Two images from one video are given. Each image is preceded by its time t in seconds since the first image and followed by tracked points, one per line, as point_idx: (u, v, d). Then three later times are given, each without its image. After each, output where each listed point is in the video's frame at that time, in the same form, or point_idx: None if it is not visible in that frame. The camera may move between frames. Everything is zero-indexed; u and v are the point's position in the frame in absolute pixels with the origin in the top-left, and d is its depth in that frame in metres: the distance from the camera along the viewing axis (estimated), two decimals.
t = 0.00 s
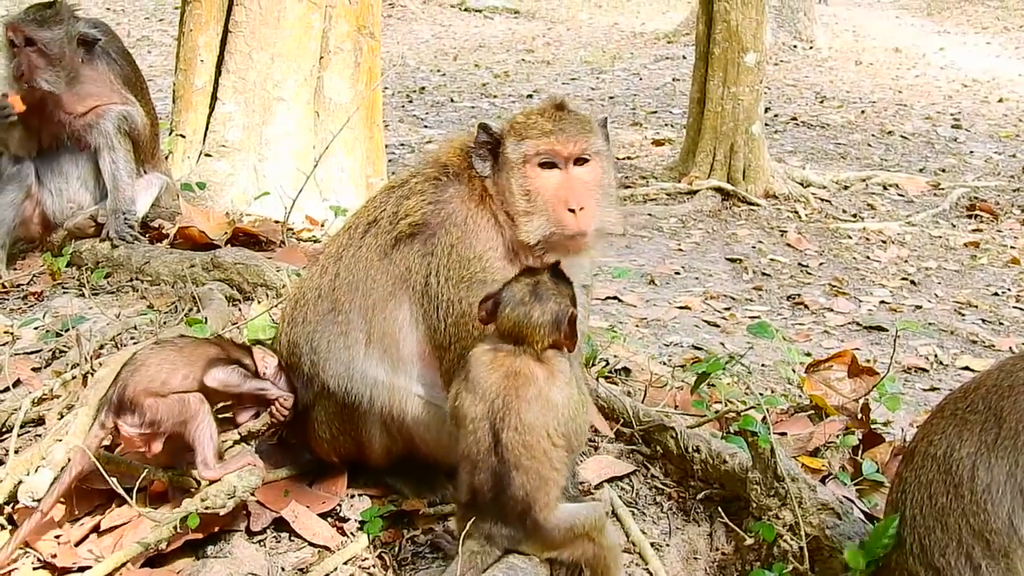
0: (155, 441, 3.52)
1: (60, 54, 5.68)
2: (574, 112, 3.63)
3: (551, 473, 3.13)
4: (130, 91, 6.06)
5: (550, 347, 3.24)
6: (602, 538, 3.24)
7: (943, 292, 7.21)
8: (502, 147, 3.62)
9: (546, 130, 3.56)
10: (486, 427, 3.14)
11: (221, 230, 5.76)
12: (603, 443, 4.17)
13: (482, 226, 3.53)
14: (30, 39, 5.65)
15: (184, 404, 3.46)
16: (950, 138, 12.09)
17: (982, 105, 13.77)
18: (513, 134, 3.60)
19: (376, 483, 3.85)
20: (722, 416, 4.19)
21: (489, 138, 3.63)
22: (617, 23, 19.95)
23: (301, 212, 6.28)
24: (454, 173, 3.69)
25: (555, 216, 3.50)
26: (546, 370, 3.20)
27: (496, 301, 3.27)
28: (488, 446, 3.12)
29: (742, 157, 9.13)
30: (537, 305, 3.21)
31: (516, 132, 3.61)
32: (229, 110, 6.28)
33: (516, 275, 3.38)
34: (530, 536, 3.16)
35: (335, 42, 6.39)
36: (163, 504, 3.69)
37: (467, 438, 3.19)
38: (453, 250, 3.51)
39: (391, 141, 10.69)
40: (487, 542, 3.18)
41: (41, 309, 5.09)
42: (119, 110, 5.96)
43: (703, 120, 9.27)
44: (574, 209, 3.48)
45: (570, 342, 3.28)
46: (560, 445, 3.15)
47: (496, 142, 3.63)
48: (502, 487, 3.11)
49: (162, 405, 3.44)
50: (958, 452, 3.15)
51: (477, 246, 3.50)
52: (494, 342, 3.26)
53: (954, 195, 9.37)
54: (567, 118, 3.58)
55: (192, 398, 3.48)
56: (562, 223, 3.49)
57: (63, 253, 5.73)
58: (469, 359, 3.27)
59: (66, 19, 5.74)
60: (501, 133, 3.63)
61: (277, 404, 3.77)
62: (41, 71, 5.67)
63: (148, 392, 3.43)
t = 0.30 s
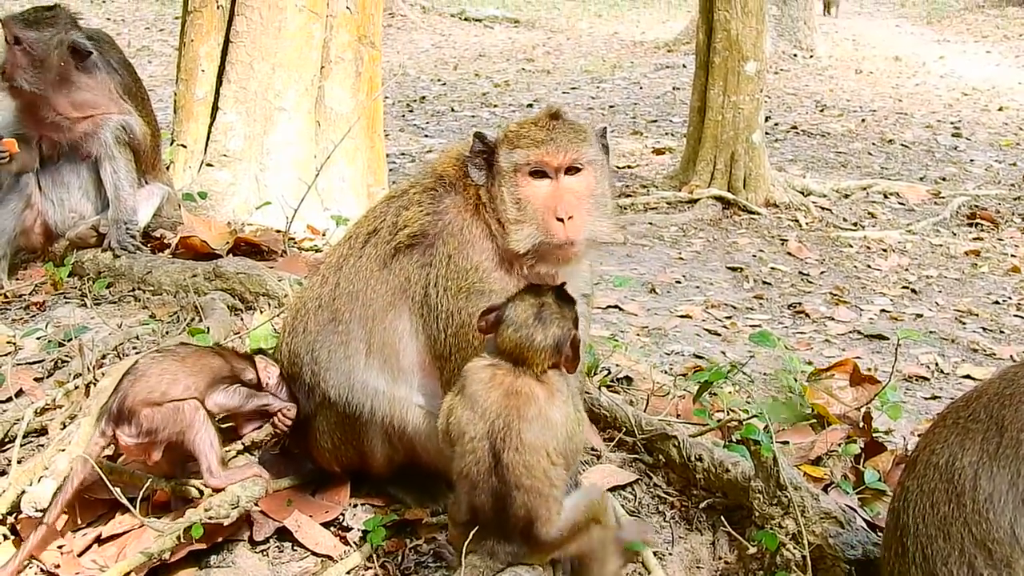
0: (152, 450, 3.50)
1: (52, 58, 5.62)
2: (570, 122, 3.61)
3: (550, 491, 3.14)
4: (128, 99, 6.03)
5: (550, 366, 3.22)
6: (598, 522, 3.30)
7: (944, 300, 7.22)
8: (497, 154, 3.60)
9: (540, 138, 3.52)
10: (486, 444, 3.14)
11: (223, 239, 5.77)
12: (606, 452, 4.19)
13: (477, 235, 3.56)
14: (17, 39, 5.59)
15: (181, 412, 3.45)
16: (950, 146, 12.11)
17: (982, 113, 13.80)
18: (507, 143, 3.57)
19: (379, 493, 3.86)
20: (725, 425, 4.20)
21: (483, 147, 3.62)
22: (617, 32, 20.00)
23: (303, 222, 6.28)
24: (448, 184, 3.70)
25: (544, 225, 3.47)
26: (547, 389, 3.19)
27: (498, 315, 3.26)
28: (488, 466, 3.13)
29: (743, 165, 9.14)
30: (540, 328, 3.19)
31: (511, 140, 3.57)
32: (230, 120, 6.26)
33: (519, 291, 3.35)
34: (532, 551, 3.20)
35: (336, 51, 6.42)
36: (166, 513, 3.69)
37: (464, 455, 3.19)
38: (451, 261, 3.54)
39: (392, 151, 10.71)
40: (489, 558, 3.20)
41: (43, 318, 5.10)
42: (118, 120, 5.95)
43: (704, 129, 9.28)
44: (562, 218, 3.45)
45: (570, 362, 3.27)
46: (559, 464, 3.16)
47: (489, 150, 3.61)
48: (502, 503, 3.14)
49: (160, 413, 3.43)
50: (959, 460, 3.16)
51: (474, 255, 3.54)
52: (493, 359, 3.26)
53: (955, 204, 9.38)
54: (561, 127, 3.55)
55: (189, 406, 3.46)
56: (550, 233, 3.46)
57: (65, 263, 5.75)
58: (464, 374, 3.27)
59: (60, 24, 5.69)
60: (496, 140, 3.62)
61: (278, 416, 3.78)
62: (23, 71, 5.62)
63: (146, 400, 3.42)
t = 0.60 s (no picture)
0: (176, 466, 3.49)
1: (44, 61, 5.56)
2: (550, 126, 3.62)
3: (543, 503, 3.13)
4: (126, 105, 5.99)
5: (569, 382, 3.21)
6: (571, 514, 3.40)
7: (944, 304, 7.21)
8: (477, 157, 3.60)
9: (513, 140, 3.52)
10: (486, 449, 3.15)
11: (221, 245, 5.80)
12: (605, 458, 4.18)
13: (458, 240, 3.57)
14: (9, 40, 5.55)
15: (204, 423, 3.45)
16: (950, 150, 12.11)
17: (982, 117, 13.81)
18: (486, 145, 3.56)
19: (378, 499, 3.85)
20: (724, 431, 4.19)
21: (464, 150, 3.62)
22: (616, 36, 20.02)
23: (303, 227, 6.27)
24: (439, 192, 3.72)
25: (510, 228, 3.46)
26: (556, 402, 3.18)
27: (523, 326, 3.27)
28: (482, 470, 3.15)
29: (743, 169, 9.15)
30: (564, 341, 3.18)
31: (489, 142, 3.57)
32: (230, 125, 6.28)
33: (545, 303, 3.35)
34: (525, 557, 3.22)
35: (336, 57, 6.42)
36: (166, 522, 3.70)
37: (463, 454, 3.20)
38: (439, 269, 3.57)
39: (392, 155, 10.71)
40: (483, 564, 3.22)
41: (42, 325, 5.11)
42: (114, 125, 5.91)
43: (704, 133, 9.28)
44: (526, 221, 3.44)
45: (591, 377, 3.25)
46: (555, 478, 3.14)
47: (471, 154, 3.62)
48: (491, 507, 3.15)
49: (181, 427, 3.41)
50: (958, 467, 3.16)
51: (465, 263, 3.54)
52: (513, 365, 3.25)
53: (955, 207, 9.38)
54: (536, 131, 3.56)
55: (210, 417, 3.46)
56: (513, 234, 3.45)
57: (64, 269, 5.74)
58: (483, 374, 3.27)
59: (54, 30, 5.65)
60: (478, 144, 3.62)
61: (282, 428, 3.74)
62: (13, 71, 5.57)
63: (166, 416, 3.40)
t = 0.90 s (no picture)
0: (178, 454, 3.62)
1: (29, 61, 5.59)
2: (545, 130, 3.64)
3: (543, 507, 3.13)
4: (119, 110, 5.99)
5: (570, 386, 3.23)
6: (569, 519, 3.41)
7: (942, 307, 7.22)
8: (471, 162, 3.59)
9: (508, 145, 3.54)
10: (486, 453, 3.14)
11: (219, 251, 5.80)
12: (603, 463, 4.17)
13: (457, 248, 3.56)
14: None
15: (212, 420, 3.56)
16: (947, 153, 12.13)
17: (978, 120, 13.82)
18: (481, 150, 3.56)
19: (376, 505, 3.84)
20: (722, 435, 4.20)
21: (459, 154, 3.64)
22: (613, 41, 20.04)
23: (301, 234, 6.27)
24: (437, 199, 3.72)
25: (505, 231, 3.46)
26: (557, 406, 3.20)
27: (524, 331, 3.30)
28: (482, 474, 3.13)
29: (740, 173, 9.15)
30: (568, 344, 3.21)
31: (484, 146, 3.58)
32: (227, 132, 6.26)
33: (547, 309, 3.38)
34: (524, 562, 3.20)
35: (332, 63, 6.44)
36: (165, 530, 3.67)
37: (463, 459, 3.19)
38: (436, 275, 3.58)
39: (389, 160, 10.71)
40: (482, 570, 3.20)
41: (40, 332, 5.11)
42: (107, 130, 5.90)
43: (701, 138, 9.29)
44: (520, 224, 3.44)
45: (594, 381, 3.26)
46: (555, 482, 3.14)
47: (467, 158, 3.60)
48: (491, 512, 3.13)
49: (189, 419, 3.55)
50: (958, 470, 3.16)
51: (462, 268, 3.55)
52: (514, 370, 3.27)
53: (952, 210, 9.38)
54: (530, 136, 3.57)
55: (219, 415, 3.58)
56: (507, 239, 3.45)
57: (61, 276, 5.74)
58: (484, 380, 3.29)
59: (42, 31, 5.66)
60: (473, 148, 3.61)
61: (281, 430, 3.77)
62: None
63: (177, 404, 3.54)
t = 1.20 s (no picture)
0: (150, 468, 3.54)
1: (13, 59, 5.62)
2: (539, 136, 3.67)
3: (538, 516, 3.12)
4: (110, 113, 5.97)
5: (568, 394, 3.22)
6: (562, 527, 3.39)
7: (938, 311, 7.23)
8: (466, 168, 3.60)
9: (502, 151, 3.55)
10: (483, 461, 3.14)
11: (214, 258, 5.80)
12: (598, 469, 4.16)
13: (453, 255, 3.56)
14: None
15: (175, 431, 3.48)
16: (944, 157, 12.15)
17: (975, 124, 13.85)
18: (476, 156, 3.58)
19: (371, 512, 3.84)
20: (717, 441, 4.19)
21: (455, 161, 3.65)
22: (610, 45, 20.08)
23: (296, 239, 6.28)
24: (433, 206, 3.73)
25: (498, 237, 3.47)
26: (554, 415, 3.19)
27: (523, 339, 3.29)
28: (478, 482, 3.13)
29: (737, 178, 9.16)
30: (566, 353, 3.20)
31: (479, 152, 3.59)
32: (223, 138, 6.25)
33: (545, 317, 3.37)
34: (517, 570, 3.18)
35: (327, 68, 6.42)
36: (158, 536, 3.68)
37: (460, 467, 3.19)
38: (431, 281, 3.58)
39: (386, 165, 10.72)
40: None
41: (35, 338, 5.11)
42: (95, 134, 5.87)
43: (697, 142, 9.30)
44: (514, 230, 3.45)
45: (593, 390, 3.25)
46: (551, 491, 3.14)
47: (462, 164, 3.61)
48: (485, 520, 3.12)
49: (153, 427, 3.46)
50: (951, 475, 3.16)
51: (457, 274, 3.55)
52: (512, 379, 3.27)
53: (949, 214, 9.40)
54: (523, 143, 3.59)
55: (185, 428, 3.51)
56: (501, 245, 3.46)
57: (56, 282, 5.73)
58: (482, 388, 3.30)
59: (30, 29, 5.69)
60: (469, 154, 3.62)
61: (266, 435, 3.74)
62: None
63: (143, 413, 3.49)
